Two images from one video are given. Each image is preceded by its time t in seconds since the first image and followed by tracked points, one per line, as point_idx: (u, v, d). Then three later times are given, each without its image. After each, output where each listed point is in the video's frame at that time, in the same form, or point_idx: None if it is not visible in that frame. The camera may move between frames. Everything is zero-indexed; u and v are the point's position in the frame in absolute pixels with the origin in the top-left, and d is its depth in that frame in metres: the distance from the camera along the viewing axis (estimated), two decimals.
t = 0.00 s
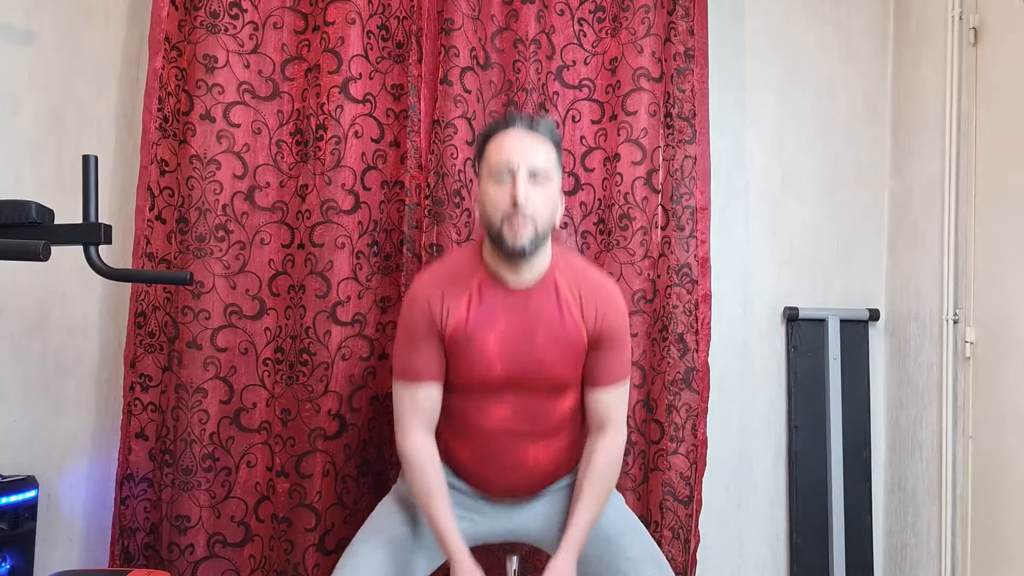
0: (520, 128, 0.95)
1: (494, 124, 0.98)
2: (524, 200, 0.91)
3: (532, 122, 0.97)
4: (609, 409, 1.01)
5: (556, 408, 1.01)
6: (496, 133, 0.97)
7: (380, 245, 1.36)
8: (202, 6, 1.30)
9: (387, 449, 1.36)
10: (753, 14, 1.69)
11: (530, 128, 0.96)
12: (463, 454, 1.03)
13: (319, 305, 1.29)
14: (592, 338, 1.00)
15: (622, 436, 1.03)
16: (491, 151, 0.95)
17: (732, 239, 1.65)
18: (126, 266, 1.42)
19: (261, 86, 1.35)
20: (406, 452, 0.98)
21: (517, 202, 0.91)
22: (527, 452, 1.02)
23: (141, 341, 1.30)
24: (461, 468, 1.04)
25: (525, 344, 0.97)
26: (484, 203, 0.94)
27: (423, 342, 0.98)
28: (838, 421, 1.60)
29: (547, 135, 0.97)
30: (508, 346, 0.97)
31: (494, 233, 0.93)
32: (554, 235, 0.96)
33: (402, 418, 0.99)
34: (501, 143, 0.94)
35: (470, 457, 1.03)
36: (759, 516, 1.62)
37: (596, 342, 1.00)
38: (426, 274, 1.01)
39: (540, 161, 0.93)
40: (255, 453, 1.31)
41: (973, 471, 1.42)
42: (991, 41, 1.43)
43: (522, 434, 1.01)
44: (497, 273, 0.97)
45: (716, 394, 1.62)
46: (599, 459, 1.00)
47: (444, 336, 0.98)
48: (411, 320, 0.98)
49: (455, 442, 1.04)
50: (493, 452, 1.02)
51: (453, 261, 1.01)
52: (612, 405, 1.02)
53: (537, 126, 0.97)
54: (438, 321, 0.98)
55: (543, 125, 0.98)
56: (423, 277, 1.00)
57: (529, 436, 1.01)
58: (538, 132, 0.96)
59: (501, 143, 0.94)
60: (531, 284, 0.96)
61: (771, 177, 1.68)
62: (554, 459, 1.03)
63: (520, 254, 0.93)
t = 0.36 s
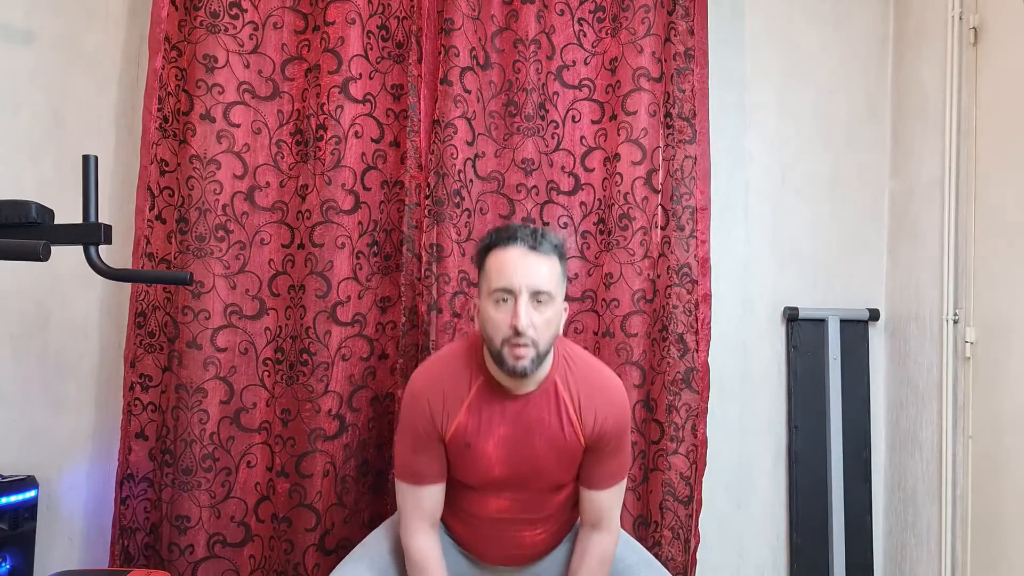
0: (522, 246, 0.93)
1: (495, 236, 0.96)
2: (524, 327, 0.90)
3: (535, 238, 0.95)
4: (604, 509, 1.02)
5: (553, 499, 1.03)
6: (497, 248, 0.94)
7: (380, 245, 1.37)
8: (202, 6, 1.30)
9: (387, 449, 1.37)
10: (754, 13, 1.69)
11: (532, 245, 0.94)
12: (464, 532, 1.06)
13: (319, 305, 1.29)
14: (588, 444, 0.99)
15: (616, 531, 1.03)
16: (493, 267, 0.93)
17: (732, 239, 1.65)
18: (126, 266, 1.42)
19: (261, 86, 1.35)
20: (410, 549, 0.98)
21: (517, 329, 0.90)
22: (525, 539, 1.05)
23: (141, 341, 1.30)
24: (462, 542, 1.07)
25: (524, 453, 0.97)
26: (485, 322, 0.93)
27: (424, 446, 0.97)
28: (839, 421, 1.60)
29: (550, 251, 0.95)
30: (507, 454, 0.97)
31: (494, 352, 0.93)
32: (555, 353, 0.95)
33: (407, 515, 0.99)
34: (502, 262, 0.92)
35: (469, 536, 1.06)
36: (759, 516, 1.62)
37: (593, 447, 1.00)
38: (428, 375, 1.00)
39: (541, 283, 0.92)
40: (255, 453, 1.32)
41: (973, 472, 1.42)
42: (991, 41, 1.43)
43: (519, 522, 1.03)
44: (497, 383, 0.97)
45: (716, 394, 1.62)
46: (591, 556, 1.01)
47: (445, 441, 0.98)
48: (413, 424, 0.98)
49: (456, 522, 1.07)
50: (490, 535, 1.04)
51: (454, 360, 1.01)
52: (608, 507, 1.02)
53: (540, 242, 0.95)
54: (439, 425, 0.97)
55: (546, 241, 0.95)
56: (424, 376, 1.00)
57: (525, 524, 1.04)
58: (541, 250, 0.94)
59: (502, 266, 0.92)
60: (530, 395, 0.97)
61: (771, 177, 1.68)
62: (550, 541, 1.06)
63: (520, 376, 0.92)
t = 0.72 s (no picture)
0: (522, 181, 0.93)
1: (495, 173, 0.96)
2: (525, 256, 0.89)
3: (535, 173, 0.94)
4: (608, 449, 1.02)
5: (557, 444, 1.02)
6: (497, 185, 0.94)
7: (380, 245, 1.37)
8: (202, 6, 1.30)
9: (387, 448, 1.36)
10: (754, 13, 1.69)
11: (532, 180, 0.94)
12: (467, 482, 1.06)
13: (319, 305, 1.29)
14: (591, 385, 0.99)
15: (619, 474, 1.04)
16: (493, 202, 0.93)
17: (732, 239, 1.65)
18: (126, 266, 1.42)
19: (261, 86, 1.35)
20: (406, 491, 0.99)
21: (519, 258, 0.89)
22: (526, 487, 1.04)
23: (141, 341, 1.30)
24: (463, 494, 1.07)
25: (527, 394, 0.97)
26: (486, 255, 0.92)
27: (425, 387, 0.97)
28: (838, 422, 1.60)
29: (551, 186, 0.94)
30: (509, 394, 0.96)
31: (495, 284, 0.91)
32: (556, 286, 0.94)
33: (404, 460, 1.00)
34: (501, 195, 0.92)
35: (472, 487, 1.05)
36: (760, 516, 1.62)
37: (597, 388, 1.00)
38: (430, 313, 0.99)
39: (542, 215, 0.91)
40: (255, 453, 1.32)
41: (973, 472, 1.42)
42: (990, 41, 1.43)
43: (521, 469, 1.03)
44: (499, 320, 0.96)
45: (716, 394, 1.62)
46: (595, 496, 1.02)
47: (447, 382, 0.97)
48: (415, 364, 0.97)
49: (455, 473, 1.07)
50: (493, 484, 1.04)
51: (455, 300, 1.00)
52: (612, 447, 1.02)
53: (540, 178, 0.95)
54: (442, 366, 0.96)
55: (546, 178, 0.95)
56: (427, 317, 0.99)
57: (528, 472, 1.03)
58: (541, 185, 0.94)
59: (501, 199, 0.91)
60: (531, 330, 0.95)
61: (771, 176, 1.68)
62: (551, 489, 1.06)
63: (521, 306, 0.91)
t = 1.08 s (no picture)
0: (521, 61, 1.11)
1: (497, 56, 1.14)
2: (524, 121, 1.06)
3: (533, 54, 1.13)
4: (620, 321, 1.11)
5: (567, 320, 1.09)
6: (500, 64, 1.12)
7: (381, 245, 1.36)
8: (202, 6, 1.31)
9: (387, 448, 1.36)
10: (753, 13, 1.69)
11: (530, 61, 1.12)
12: (466, 379, 1.07)
13: (319, 305, 1.30)
14: (597, 255, 1.12)
15: (634, 352, 1.10)
16: (496, 79, 1.10)
17: (732, 239, 1.65)
18: (126, 266, 1.42)
19: (262, 86, 1.35)
20: (405, 367, 1.03)
21: (519, 123, 1.06)
22: (537, 366, 1.07)
23: (141, 341, 1.30)
24: (465, 397, 1.08)
25: (530, 252, 1.07)
26: (489, 125, 1.09)
27: (427, 255, 1.07)
28: (837, 422, 1.61)
29: (546, 66, 1.13)
30: (513, 252, 1.07)
31: (497, 150, 1.09)
32: (551, 157, 1.12)
33: (399, 336, 1.05)
34: (503, 70, 1.10)
35: (476, 379, 1.06)
36: (759, 516, 1.62)
37: (601, 257, 1.12)
38: (435, 199, 1.13)
39: (539, 88, 1.09)
40: (256, 453, 1.32)
41: (973, 471, 1.42)
42: (991, 41, 1.43)
43: (532, 346, 1.07)
44: (501, 188, 1.12)
45: (716, 394, 1.62)
46: (611, 368, 1.07)
47: (449, 247, 1.07)
48: (418, 236, 1.08)
49: (456, 367, 1.08)
50: (500, 364, 1.06)
51: (463, 185, 1.16)
52: (623, 320, 1.11)
53: (537, 59, 1.13)
54: (444, 233, 1.08)
55: (542, 58, 1.13)
56: (432, 201, 1.12)
57: (539, 349, 1.07)
58: (537, 63, 1.12)
59: (504, 73, 1.09)
60: (531, 198, 1.11)
61: (770, 176, 1.68)
62: (564, 379, 1.08)
63: (522, 170, 1.08)
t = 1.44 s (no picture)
0: (517, 66, 1.13)
1: (495, 63, 1.16)
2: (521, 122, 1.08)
3: (529, 59, 1.15)
4: (619, 313, 1.11)
5: (568, 306, 1.08)
6: (497, 70, 1.14)
7: (381, 245, 1.35)
8: (202, 6, 1.30)
9: (387, 448, 1.36)
10: (753, 14, 1.69)
11: (527, 65, 1.14)
12: (468, 363, 1.05)
13: (319, 305, 1.30)
14: (596, 247, 1.13)
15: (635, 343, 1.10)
16: (493, 83, 1.12)
17: (732, 239, 1.65)
18: (125, 266, 1.42)
19: (261, 86, 1.35)
20: (404, 354, 1.03)
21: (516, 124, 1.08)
22: (542, 348, 1.05)
23: (141, 342, 1.30)
24: (467, 386, 1.05)
25: (530, 239, 1.08)
26: (488, 127, 1.11)
27: (426, 244, 1.09)
28: (838, 422, 1.61)
29: (542, 70, 1.14)
30: (513, 239, 1.08)
31: (495, 151, 1.10)
32: (549, 157, 1.13)
33: (398, 322, 1.05)
34: (500, 76, 1.11)
35: (479, 362, 1.05)
36: (759, 516, 1.62)
37: (600, 249, 1.13)
38: (435, 197, 1.15)
39: (535, 90, 1.10)
40: (255, 453, 1.31)
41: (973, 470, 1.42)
42: (990, 42, 1.43)
43: (535, 327, 1.05)
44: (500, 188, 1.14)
45: (716, 394, 1.62)
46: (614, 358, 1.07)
47: (449, 236, 1.09)
48: (418, 227, 1.10)
49: (460, 356, 1.06)
50: (502, 348, 1.04)
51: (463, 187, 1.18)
52: (624, 312, 1.11)
53: (533, 64, 1.14)
54: (444, 223, 1.10)
55: (538, 64, 1.15)
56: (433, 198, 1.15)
57: (542, 331, 1.06)
58: (534, 68, 1.13)
59: (501, 76, 1.11)
60: (530, 196, 1.13)
61: (771, 176, 1.68)
62: (568, 365, 1.06)
63: (520, 169, 1.10)
